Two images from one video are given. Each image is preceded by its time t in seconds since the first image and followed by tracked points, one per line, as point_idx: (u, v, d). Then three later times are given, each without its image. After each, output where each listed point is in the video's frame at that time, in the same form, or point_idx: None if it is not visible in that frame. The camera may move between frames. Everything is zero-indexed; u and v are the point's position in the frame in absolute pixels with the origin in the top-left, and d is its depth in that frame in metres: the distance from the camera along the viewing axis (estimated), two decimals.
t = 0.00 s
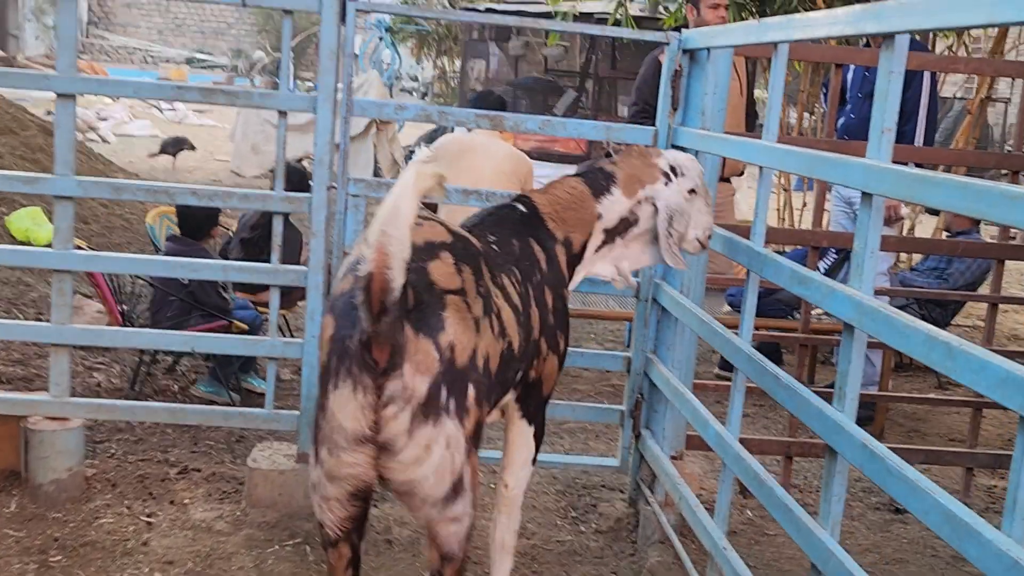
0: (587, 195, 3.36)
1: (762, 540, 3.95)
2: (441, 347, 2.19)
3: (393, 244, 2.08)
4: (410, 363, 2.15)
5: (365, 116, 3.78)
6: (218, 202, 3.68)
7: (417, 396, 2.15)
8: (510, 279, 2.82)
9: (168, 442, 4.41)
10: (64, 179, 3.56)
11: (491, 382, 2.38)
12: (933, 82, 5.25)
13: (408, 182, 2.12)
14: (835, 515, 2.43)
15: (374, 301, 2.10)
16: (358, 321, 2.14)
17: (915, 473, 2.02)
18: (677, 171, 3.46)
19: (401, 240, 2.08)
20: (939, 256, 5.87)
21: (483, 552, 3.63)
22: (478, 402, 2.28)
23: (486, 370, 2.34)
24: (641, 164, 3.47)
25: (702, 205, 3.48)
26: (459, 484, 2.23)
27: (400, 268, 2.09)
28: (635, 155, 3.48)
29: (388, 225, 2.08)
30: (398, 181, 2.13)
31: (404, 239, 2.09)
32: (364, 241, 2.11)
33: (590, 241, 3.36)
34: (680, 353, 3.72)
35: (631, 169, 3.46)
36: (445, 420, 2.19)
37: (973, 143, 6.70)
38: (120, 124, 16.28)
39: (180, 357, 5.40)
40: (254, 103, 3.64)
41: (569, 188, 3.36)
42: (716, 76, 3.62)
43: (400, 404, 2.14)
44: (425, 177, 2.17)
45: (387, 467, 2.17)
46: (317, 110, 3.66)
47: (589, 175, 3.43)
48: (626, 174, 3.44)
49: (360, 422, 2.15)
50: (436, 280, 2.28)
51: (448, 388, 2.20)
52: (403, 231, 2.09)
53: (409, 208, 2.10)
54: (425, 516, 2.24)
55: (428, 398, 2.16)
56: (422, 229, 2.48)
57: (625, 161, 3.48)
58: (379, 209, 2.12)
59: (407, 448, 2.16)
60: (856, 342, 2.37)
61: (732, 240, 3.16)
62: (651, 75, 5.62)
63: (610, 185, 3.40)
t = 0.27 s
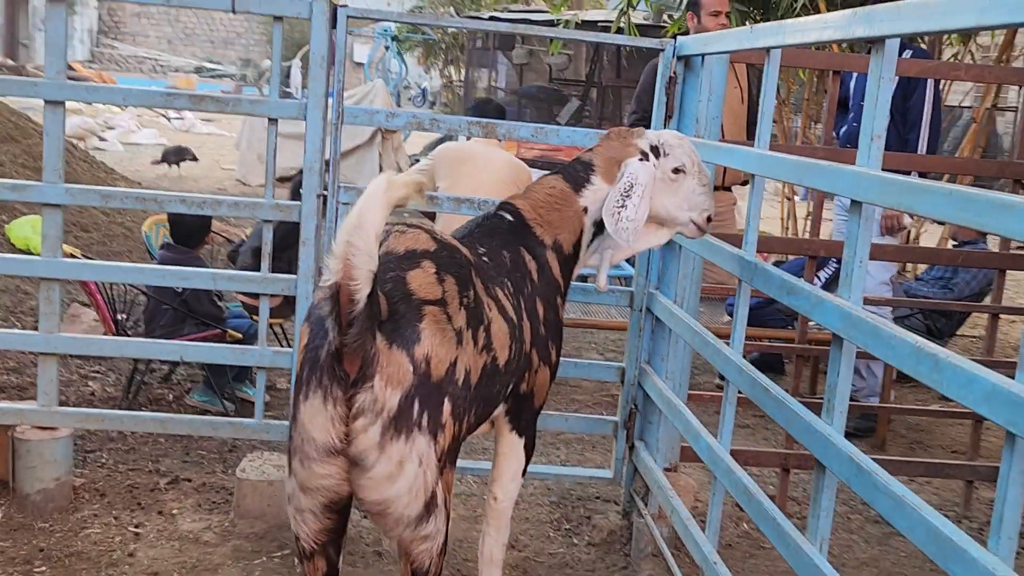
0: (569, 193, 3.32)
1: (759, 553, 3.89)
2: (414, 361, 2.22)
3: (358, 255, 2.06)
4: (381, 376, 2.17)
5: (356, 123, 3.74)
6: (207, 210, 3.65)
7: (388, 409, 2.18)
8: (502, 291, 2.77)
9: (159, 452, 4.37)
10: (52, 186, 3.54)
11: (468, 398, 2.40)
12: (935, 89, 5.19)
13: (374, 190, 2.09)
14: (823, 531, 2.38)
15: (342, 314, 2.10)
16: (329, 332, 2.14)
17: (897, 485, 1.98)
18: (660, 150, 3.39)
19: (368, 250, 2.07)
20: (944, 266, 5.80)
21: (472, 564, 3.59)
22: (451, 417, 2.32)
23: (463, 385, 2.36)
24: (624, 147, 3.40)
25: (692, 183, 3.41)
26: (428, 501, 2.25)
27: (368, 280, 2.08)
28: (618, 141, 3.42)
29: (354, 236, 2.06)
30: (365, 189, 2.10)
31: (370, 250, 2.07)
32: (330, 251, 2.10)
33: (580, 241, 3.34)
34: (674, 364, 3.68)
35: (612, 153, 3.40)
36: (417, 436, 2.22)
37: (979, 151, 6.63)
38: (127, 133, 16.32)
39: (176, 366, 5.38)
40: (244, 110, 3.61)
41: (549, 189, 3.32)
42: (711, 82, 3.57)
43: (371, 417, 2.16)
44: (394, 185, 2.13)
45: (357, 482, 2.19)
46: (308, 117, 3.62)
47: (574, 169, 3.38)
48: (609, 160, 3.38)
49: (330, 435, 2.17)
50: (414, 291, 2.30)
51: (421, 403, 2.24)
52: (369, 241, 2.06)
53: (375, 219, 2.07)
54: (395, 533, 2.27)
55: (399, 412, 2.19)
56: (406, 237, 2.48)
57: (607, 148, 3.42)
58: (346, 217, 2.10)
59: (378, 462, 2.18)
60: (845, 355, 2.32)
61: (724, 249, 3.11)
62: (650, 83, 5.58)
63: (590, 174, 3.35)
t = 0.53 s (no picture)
0: (550, 206, 3.31)
1: (744, 563, 3.86)
2: (383, 363, 2.22)
3: (331, 257, 2.08)
4: (351, 379, 2.17)
5: (338, 128, 3.74)
6: (189, 215, 3.65)
7: (358, 412, 2.18)
8: (473, 295, 2.76)
9: (145, 458, 4.36)
10: (34, 192, 3.54)
11: (437, 399, 2.37)
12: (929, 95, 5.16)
13: (349, 193, 2.12)
14: (792, 539, 2.36)
15: (312, 316, 2.11)
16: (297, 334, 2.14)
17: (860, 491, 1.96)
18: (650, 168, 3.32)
19: (341, 253, 2.08)
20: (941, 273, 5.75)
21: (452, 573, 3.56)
22: (419, 419, 2.31)
23: (432, 386, 2.35)
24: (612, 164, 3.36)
25: (681, 205, 3.34)
26: (396, 504, 2.24)
27: (338, 283, 2.08)
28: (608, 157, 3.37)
29: (326, 238, 2.08)
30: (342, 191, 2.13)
31: (343, 253, 2.08)
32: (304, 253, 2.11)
33: (561, 254, 3.32)
34: (658, 371, 3.66)
35: (600, 171, 3.37)
36: (385, 439, 2.22)
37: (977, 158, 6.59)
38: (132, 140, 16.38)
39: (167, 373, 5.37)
40: (226, 115, 3.61)
41: (529, 201, 3.30)
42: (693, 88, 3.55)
43: (340, 420, 2.16)
44: (371, 189, 2.16)
45: (327, 486, 2.18)
46: (289, 122, 3.62)
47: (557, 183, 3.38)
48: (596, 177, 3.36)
49: (298, 438, 2.17)
50: (382, 291, 2.29)
51: (390, 405, 2.23)
52: (342, 243, 2.08)
53: (349, 221, 2.09)
54: (362, 540, 2.24)
55: (368, 415, 2.19)
56: (372, 237, 2.45)
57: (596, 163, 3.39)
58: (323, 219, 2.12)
59: (348, 466, 2.18)
60: (813, 362, 2.30)
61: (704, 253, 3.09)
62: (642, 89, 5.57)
63: (575, 190, 3.34)
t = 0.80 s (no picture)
0: (532, 217, 3.29)
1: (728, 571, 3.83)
2: (340, 369, 2.22)
3: (279, 264, 2.07)
4: (306, 385, 2.17)
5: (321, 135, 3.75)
6: (172, 222, 3.65)
7: (313, 419, 2.18)
8: (445, 302, 2.76)
9: (131, 465, 4.35)
10: (17, 198, 3.55)
11: (399, 406, 2.41)
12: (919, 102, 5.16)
13: (297, 197, 2.10)
14: (763, 548, 2.35)
15: (264, 323, 2.11)
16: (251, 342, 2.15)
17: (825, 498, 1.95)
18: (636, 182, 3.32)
19: (292, 259, 2.08)
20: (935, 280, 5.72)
21: None
22: (381, 426, 2.34)
23: (393, 393, 2.37)
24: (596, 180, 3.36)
25: (666, 218, 3.34)
26: (355, 511, 2.25)
27: (288, 291, 2.09)
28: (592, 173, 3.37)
29: (275, 245, 2.08)
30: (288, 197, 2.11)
31: (293, 259, 2.08)
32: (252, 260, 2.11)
33: (541, 266, 3.30)
34: (641, 379, 3.65)
35: (584, 186, 3.36)
36: (343, 446, 2.23)
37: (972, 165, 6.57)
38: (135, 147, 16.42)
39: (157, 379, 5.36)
40: (209, 121, 3.61)
41: (512, 211, 3.29)
42: (676, 94, 3.55)
43: (295, 427, 2.16)
44: (318, 192, 2.14)
45: (283, 493, 2.19)
46: (272, 128, 3.62)
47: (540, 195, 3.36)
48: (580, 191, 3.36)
49: (253, 446, 2.18)
50: (341, 297, 2.31)
51: (348, 412, 2.24)
52: (292, 249, 2.08)
53: (298, 227, 2.08)
54: (321, 548, 2.24)
55: (324, 422, 2.19)
56: (334, 242, 2.48)
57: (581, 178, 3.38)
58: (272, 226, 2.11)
59: (304, 473, 2.18)
60: (783, 369, 2.29)
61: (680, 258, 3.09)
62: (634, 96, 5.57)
63: (558, 205, 3.32)
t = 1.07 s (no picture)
0: (524, 220, 3.30)
1: None
2: (321, 376, 2.22)
3: (250, 272, 2.08)
4: (287, 393, 2.17)
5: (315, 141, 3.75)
6: (167, 228, 3.65)
7: (295, 427, 2.18)
8: (435, 309, 2.75)
9: (128, 471, 4.33)
10: (12, 204, 3.55)
11: (383, 412, 2.42)
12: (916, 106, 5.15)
13: (266, 201, 2.09)
14: (755, 553, 2.35)
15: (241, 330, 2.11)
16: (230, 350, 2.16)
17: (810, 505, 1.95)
18: (627, 184, 3.32)
19: (262, 266, 2.09)
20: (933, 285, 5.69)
21: None
22: (365, 433, 2.35)
23: (377, 400, 2.38)
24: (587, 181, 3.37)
25: (656, 221, 3.34)
26: (338, 519, 2.25)
27: (261, 298, 2.10)
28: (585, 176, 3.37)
29: (244, 253, 2.08)
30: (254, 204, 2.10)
31: (264, 266, 2.09)
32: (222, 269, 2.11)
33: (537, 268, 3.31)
34: (636, 386, 3.64)
35: (575, 186, 3.39)
36: (327, 453, 2.22)
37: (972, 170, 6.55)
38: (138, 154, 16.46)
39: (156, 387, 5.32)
40: (203, 128, 3.62)
41: (503, 215, 3.29)
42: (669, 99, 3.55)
43: (277, 435, 2.16)
44: (288, 197, 2.13)
45: (267, 501, 2.19)
46: (266, 135, 3.62)
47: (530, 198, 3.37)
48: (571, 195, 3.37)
49: (235, 454, 2.18)
50: (323, 304, 2.32)
51: (332, 419, 2.24)
52: (261, 255, 2.08)
53: (268, 234, 2.08)
54: (306, 556, 2.23)
55: (307, 429, 2.19)
56: (316, 248, 2.50)
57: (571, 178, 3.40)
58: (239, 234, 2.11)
59: (286, 481, 2.17)
60: (773, 375, 2.29)
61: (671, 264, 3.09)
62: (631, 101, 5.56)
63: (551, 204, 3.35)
